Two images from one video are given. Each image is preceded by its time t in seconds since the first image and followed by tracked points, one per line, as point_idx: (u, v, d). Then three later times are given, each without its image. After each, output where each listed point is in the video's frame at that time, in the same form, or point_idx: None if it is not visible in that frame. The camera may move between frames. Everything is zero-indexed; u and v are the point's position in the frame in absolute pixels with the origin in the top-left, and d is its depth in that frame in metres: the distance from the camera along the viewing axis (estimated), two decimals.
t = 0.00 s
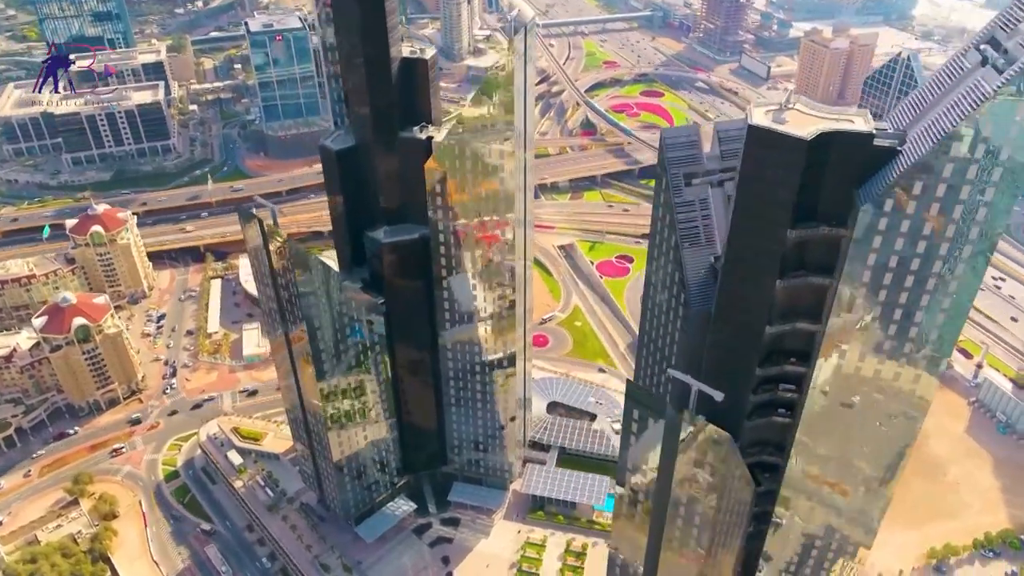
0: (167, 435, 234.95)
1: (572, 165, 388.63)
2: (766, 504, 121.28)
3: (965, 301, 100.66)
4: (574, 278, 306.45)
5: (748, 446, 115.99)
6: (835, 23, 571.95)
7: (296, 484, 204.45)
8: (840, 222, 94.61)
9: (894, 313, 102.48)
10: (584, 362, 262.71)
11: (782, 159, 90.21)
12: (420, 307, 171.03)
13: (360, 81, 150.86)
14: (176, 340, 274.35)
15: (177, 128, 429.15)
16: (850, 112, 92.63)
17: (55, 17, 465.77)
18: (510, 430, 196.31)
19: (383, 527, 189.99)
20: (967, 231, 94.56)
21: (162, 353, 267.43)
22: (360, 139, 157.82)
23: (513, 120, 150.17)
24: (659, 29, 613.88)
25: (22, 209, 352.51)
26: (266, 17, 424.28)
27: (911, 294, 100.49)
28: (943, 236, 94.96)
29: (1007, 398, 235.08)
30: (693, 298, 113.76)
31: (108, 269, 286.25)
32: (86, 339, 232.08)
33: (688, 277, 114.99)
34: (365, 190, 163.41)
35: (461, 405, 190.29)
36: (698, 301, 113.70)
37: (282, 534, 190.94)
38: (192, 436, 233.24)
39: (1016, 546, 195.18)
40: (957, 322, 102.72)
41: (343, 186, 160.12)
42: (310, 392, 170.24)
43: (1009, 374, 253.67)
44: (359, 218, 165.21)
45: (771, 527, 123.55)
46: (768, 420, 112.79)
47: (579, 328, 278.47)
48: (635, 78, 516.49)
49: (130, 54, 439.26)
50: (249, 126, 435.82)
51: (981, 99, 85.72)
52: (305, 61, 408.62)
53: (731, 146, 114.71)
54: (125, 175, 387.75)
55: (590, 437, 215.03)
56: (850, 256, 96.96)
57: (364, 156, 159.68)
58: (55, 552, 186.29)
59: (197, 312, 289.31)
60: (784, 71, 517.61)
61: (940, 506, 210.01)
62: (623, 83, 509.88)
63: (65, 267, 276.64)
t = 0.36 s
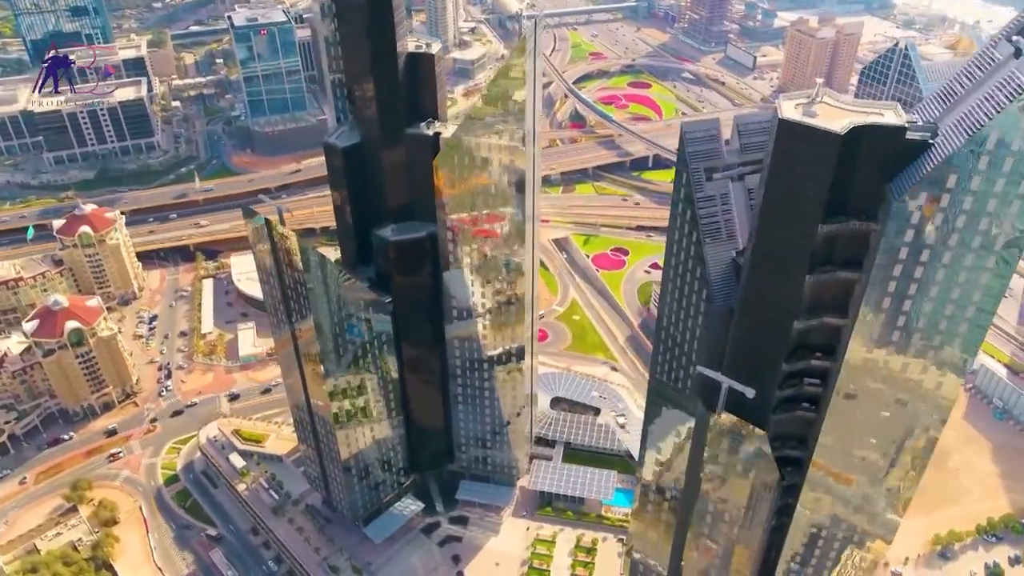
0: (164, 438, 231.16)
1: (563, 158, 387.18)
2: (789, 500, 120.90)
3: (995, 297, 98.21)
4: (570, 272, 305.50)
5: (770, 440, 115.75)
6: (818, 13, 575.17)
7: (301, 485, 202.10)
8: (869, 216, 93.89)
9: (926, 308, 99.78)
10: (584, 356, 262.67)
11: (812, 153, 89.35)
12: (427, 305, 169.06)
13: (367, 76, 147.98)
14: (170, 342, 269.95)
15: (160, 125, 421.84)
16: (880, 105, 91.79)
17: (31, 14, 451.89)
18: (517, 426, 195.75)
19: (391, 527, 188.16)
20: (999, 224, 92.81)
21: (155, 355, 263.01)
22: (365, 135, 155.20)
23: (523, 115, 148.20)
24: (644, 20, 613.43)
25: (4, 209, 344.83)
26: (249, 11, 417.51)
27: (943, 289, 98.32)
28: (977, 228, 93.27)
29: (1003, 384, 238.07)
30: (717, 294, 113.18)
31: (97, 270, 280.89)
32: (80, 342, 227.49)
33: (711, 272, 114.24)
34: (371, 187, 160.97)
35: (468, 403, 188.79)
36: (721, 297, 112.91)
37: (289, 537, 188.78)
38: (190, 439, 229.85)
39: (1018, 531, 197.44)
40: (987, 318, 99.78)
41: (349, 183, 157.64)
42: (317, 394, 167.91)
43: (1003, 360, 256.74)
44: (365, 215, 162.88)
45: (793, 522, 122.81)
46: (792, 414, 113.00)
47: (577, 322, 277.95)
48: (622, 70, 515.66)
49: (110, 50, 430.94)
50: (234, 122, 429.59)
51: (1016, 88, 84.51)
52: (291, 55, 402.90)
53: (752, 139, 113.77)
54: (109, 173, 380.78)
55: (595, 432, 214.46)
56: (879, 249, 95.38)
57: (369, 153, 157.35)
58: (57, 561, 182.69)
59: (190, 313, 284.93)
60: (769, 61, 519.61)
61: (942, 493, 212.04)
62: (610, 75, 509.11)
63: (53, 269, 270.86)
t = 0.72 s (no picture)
0: (163, 442, 227.62)
1: (555, 151, 385.77)
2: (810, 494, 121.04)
3: None
4: (567, 266, 304.64)
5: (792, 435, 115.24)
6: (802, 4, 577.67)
7: (306, 487, 200.03)
8: (898, 210, 93.44)
9: (954, 299, 99.09)
10: (584, 351, 262.09)
11: (842, 147, 88.91)
12: (435, 301, 167.25)
13: (374, 72, 145.63)
14: (164, 344, 265.84)
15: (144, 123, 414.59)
16: (910, 98, 91.13)
17: (7, 10, 442.37)
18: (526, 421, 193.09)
19: (401, 527, 186.85)
20: None
21: (150, 357, 258.89)
22: (371, 131, 152.37)
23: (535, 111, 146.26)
24: (629, 11, 612.31)
25: None
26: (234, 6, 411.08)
27: (970, 280, 97.67)
28: (1008, 219, 92.54)
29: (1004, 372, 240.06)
30: (738, 287, 113.18)
31: (87, 272, 275.63)
32: (74, 347, 222.99)
33: (732, 266, 114.02)
34: (377, 184, 158.10)
35: (476, 400, 187.68)
36: (743, 291, 112.79)
37: (296, 540, 186.74)
38: (190, 442, 226.66)
39: (1020, 515, 199.95)
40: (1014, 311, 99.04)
41: (355, 181, 154.95)
42: (325, 395, 165.71)
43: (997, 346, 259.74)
44: (371, 212, 160.49)
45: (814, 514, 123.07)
46: (815, 409, 112.17)
47: (575, 317, 277.36)
48: (609, 62, 514.61)
49: (90, 46, 422.29)
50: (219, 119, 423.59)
51: None
52: (277, 50, 397.24)
53: (772, 132, 113.45)
54: (94, 173, 373.95)
55: (600, 426, 214.01)
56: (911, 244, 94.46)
57: (375, 151, 155.00)
58: (60, 569, 179.33)
59: (183, 314, 280.75)
60: (756, 51, 521.20)
61: (944, 479, 214.20)
62: (597, 67, 507.93)
63: (42, 271, 265.33)
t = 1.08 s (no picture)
0: (161, 447, 224.01)
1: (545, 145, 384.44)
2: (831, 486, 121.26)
3: None
4: (562, 260, 303.89)
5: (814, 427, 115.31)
6: None
7: (311, 489, 197.60)
8: (926, 201, 93.46)
9: (982, 289, 95.28)
10: (583, 345, 261.70)
11: (872, 139, 89.24)
12: (443, 299, 165.20)
13: (382, 67, 143.57)
14: (157, 347, 261.49)
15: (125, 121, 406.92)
16: (938, 89, 91.12)
17: None
18: (532, 419, 190.98)
19: (410, 527, 185.11)
20: None
21: (144, 361, 254.70)
22: (378, 128, 150.07)
23: (544, 106, 144.61)
24: (612, 3, 611.14)
25: None
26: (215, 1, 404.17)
27: (997, 271, 94.00)
28: None
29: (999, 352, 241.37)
30: (760, 281, 113.07)
31: (75, 275, 270.12)
32: (67, 352, 218.46)
33: (753, 259, 113.94)
34: (383, 182, 155.89)
35: (483, 398, 186.01)
36: (765, 284, 112.68)
37: (304, 543, 184.56)
38: (188, 445, 223.28)
39: (1020, 499, 202.74)
40: None
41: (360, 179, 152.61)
42: (332, 396, 163.53)
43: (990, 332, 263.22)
44: (377, 210, 158.36)
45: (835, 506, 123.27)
46: (838, 400, 112.78)
47: (573, 311, 276.83)
48: (594, 54, 513.48)
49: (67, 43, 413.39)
50: (203, 117, 417.28)
51: None
52: (261, 45, 391.30)
53: (789, 125, 113.43)
54: (76, 173, 366.83)
55: (604, 421, 213.88)
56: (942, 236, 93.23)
57: (381, 147, 152.94)
58: None
59: (175, 316, 276.32)
60: (740, 42, 522.73)
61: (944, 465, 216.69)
62: (583, 59, 506.48)
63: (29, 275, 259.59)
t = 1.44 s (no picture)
0: (160, 451, 220.85)
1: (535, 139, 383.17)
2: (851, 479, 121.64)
3: None
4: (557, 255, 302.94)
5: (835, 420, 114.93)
6: None
7: (316, 491, 195.48)
8: (952, 193, 93.84)
9: (1006, 281, 94.35)
10: (582, 340, 261.18)
11: (900, 132, 89.71)
12: (451, 298, 163.59)
13: (389, 65, 142.17)
14: (151, 350, 257.56)
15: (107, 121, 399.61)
16: (963, 81, 91.65)
17: None
18: (539, 416, 189.95)
19: (419, 527, 183.84)
20: None
21: (138, 365, 250.62)
22: (385, 126, 148.33)
23: (552, 102, 143.47)
24: None
25: None
26: None
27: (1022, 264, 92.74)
28: None
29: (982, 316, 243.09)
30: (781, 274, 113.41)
31: (64, 279, 264.94)
32: (61, 357, 214.28)
33: (773, 253, 114.28)
34: (390, 180, 154.13)
35: (490, 395, 184.99)
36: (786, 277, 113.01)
37: (312, 546, 182.76)
38: (188, 450, 220.20)
39: (1019, 484, 205.97)
40: None
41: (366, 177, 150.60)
42: (341, 397, 161.71)
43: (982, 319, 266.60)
44: (384, 210, 156.68)
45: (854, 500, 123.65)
46: (860, 392, 112.45)
47: (571, 306, 276.36)
48: (579, 48, 512.13)
49: (45, 41, 404.55)
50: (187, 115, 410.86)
51: None
52: (245, 42, 385.70)
53: (806, 119, 113.48)
54: (59, 175, 359.77)
55: (608, 415, 213.49)
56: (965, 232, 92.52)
57: (387, 145, 151.04)
58: None
59: (168, 318, 272.17)
60: (724, 34, 524.09)
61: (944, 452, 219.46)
62: (568, 53, 505.05)
63: (17, 280, 254.21)
